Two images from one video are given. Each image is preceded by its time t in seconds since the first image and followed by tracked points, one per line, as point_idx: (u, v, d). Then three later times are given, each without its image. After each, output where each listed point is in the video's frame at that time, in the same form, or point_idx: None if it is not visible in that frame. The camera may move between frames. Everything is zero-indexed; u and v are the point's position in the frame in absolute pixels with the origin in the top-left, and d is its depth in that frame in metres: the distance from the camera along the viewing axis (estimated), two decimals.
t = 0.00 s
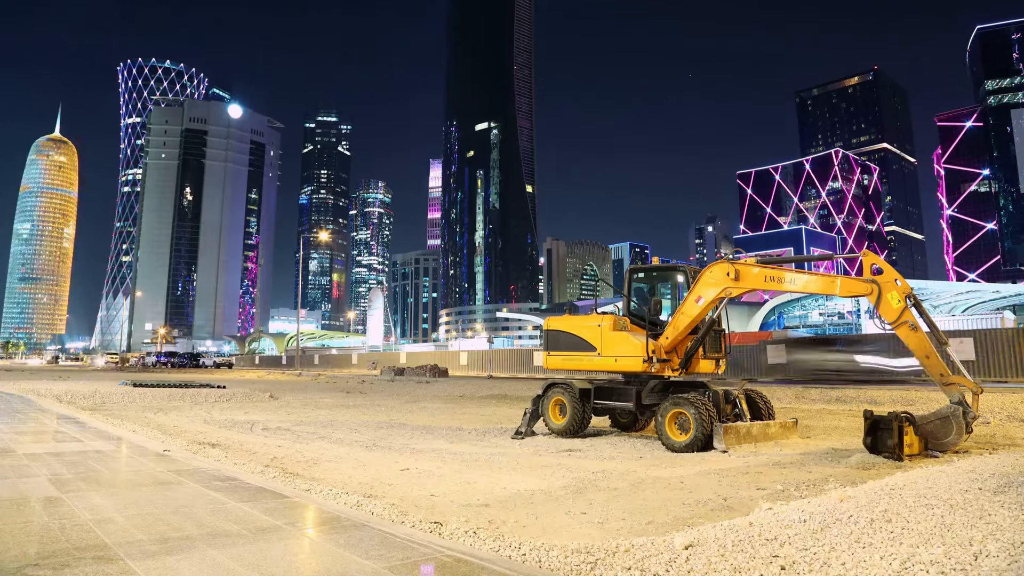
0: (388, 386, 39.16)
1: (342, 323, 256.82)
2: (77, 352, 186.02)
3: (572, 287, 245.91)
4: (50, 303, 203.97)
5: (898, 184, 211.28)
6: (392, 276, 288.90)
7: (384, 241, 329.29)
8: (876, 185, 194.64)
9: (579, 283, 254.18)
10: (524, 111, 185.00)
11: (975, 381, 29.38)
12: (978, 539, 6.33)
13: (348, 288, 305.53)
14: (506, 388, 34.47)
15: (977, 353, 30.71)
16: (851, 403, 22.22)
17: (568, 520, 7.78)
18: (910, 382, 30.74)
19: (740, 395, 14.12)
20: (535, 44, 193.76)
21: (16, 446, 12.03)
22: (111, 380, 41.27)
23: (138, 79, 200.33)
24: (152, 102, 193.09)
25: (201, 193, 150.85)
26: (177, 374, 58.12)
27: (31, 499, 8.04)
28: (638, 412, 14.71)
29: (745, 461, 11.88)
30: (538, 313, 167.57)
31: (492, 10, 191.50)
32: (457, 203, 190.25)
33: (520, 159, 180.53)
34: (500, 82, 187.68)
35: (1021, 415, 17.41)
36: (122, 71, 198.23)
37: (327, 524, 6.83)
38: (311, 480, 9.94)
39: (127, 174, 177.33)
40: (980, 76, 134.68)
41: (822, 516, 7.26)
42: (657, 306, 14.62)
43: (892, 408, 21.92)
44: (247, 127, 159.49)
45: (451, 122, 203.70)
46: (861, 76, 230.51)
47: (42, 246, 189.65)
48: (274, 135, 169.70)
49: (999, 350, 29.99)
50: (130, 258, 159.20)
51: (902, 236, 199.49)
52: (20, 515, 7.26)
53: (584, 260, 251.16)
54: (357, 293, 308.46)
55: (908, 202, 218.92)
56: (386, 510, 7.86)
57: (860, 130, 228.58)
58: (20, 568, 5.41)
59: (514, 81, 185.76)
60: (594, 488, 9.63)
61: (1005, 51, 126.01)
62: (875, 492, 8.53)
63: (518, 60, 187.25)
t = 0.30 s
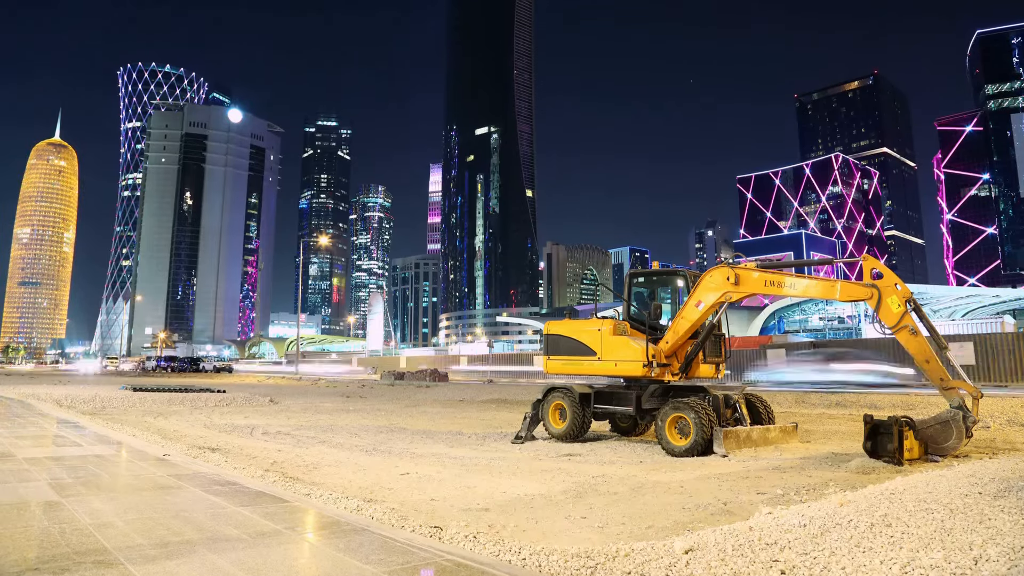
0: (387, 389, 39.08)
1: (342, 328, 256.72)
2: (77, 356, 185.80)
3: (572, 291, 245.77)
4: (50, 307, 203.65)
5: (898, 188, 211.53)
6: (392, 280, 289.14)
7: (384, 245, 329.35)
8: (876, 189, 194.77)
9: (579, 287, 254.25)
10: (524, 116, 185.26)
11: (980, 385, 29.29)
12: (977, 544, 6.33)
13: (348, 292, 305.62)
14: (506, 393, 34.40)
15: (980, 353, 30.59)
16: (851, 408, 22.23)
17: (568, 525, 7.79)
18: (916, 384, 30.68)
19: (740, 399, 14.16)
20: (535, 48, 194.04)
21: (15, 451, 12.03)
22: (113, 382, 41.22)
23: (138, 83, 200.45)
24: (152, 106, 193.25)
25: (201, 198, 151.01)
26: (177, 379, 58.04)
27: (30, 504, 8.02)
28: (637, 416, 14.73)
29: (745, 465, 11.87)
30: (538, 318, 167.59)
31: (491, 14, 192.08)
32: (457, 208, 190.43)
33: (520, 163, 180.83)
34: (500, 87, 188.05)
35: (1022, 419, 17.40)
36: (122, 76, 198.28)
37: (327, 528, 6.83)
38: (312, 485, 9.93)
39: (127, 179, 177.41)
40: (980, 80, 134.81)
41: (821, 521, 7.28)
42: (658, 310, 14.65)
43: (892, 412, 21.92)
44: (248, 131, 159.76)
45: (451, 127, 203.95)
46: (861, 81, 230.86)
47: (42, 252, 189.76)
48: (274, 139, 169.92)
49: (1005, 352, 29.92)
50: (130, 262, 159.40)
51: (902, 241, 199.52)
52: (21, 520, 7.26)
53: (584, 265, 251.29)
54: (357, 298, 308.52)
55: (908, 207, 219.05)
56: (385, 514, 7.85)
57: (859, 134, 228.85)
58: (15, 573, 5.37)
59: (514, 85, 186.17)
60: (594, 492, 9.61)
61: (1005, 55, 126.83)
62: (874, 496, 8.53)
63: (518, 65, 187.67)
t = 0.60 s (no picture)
0: (388, 394, 39.07)
1: (342, 332, 256.09)
2: (77, 361, 185.68)
3: (572, 296, 245.99)
4: (50, 311, 203.63)
5: (898, 192, 211.75)
6: (392, 284, 289.15)
7: (384, 250, 329.24)
8: (876, 193, 194.74)
9: (579, 291, 254.47)
10: (524, 120, 185.38)
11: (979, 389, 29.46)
12: (977, 548, 6.34)
13: (348, 296, 305.66)
14: (506, 398, 34.37)
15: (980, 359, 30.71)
16: (851, 412, 22.20)
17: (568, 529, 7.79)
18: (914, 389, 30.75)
19: (740, 404, 14.13)
20: (535, 52, 194.01)
21: (15, 456, 12.04)
22: (112, 387, 41.16)
23: (138, 88, 200.61)
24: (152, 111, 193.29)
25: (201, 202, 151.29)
26: (176, 383, 58.02)
27: (31, 508, 8.03)
28: (637, 420, 14.72)
29: (745, 470, 11.88)
30: (538, 322, 167.60)
31: (491, 19, 192.41)
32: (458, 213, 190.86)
33: (520, 167, 181.06)
34: (500, 91, 188.31)
35: (1022, 424, 17.42)
36: (122, 80, 198.48)
37: (327, 533, 6.83)
38: (312, 489, 9.94)
39: (127, 183, 177.44)
40: (980, 85, 134.96)
41: (822, 525, 7.27)
42: (657, 315, 14.68)
43: (892, 416, 21.93)
44: (248, 136, 159.99)
45: (451, 131, 204.21)
46: (861, 85, 231.22)
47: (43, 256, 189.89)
48: (274, 143, 170.17)
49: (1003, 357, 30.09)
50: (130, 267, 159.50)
51: (902, 245, 199.58)
52: (20, 524, 7.27)
53: (584, 269, 251.48)
54: (357, 302, 308.28)
55: (908, 211, 219.18)
56: (386, 518, 7.87)
57: (859, 139, 229.14)
58: None
59: (514, 90, 186.48)
60: (595, 497, 9.61)
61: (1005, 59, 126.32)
62: (876, 500, 8.52)
63: (518, 69, 188.02)
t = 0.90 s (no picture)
0: (388, 398, 39.01)
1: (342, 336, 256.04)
2: (77, 365, 185.69)
3: (572, 300, 245.94)
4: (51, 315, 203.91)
5: (898, 197, 211.97)
6: (392, 288, 289.22)
7: (384, 254, 329.02)
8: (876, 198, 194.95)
9: (579, 296, 254.50)
10: (524, 125, 185.69)
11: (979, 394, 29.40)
12: (978, 553, 6.34)
13: (348, 300, 305.82)
14: (505, 402, 34.29)
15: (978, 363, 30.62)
16: (851, 416, 22.17)
17: (568, 534, 7.80)
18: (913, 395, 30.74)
19: (740, 408, 14.13)
20: (535, 57, 194.16)
21: (16, 460, 12.04)
22: (112, 392, 41.09)
23: (138, 92, 200.82)
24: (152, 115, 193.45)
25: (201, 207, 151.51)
26: (175, 387, 57.91)
27: (31, 513, 8.03)
28: (637, 425, 14.72)
29: (744, 474, 11.88)
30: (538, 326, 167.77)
31: (491, 23, 192.76)
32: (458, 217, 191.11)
33: (520, 172, 181.36)
34: (500, 95, 188.64)
35: (1022, 428, 17.42)
36: (122, 85, 198.71)
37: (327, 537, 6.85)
38: (311, 494, 9.92)
39: (127, 188, 177.53)
40: (980, 89, 135.33)
41: (822, 529, 7.28)
42: (657, 319, 14.67)
43: (892, 420, 21.92)
44: (248, 140, 160.26)
45: (451, 135, 204.57)
46: (861, 90, 231.67)
47: (42, 260, 190.13)
48: (274, 148, 170.53)
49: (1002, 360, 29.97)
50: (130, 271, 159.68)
51: (902, 249, 199.64)
52: (20, 528, 7.27)
53: (584, 273, 251.66)
54: (357, 307, 308.08)
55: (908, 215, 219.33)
56: (386, 523, 7.86)
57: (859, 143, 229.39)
58: None
59: (514, 94, 186.82)
60: (594, 501, 9.61)
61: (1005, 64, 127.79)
62: (875, 504, 8.53)
63: (518, 73, 188.37)
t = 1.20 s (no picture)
0: (388, 403, 38.86)
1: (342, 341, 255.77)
2: (77, 370, 185.50)
3: (572, 304, 245.89)
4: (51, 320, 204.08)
5: (898, 201, 212.12)
6: (392, 293, 289.15)
7: (384, 259, 329.02)
8: (876, 203, 194.85)
9: (579, 300, 254.56)
10: (524, 129, 185.96)
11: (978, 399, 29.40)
12: (979, 557, 6.33)
13: (348, 305, 305.79)
14: (505, 406, 34.23)
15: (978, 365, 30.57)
16: (851, 421, 22.18)
17: (568, 538, 7.81)
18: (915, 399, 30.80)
19: (740, 413, 14.12)
20: (535, 61, 194.42)
21: (16, 464, 12.04)
22: (112, 396, 41.12)
23: (138, 96, 200.82)
24: (152, 119, 193.71)
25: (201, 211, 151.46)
26: (174, 392, 57.84)
27: (32, 517, 8.05)
28: (637, 429, 14.73)
29: (746, 478, 11.87)
30: (537, 331, 167.79)
31: (491, 27, 193.38)
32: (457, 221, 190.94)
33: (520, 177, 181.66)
34: (500, 100, 188.95)
35: (1023, 433, 17.39)
36: (122, 89, 198.73)
37: (327, 541, 6.85)
38: (312, 498, 9.93)
39: (127, 192, 177.41)
40: (980, 93, 135.27)
41: (822, 534, 7.28)
42: (657, 323, 14.70)
43: (892, 425, 21.91)
44: (248, 145, 160.27)
45: (451, 140, 204.88)
46: (861, 94, 231.98)
47: (42, 265, 190.26)
48: (274, 152, 170.71)
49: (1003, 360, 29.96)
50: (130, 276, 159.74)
51: (902, 254, 199.61)
52: (21, 532, 7.28)
53: (584, 278, 251.75)
54: (357, 311, 308.10)
55: (908, 220, 219.45)
56: (385, 528, 7.87)
57: (860, 147, 229.66)
58: None
59: (514, 99, 187.14)
60: (594, 506, 9.62)
61: (1004, 68, 127.32)
62: (875, 509, 8.53)
63: (518, 78, 188.80)
